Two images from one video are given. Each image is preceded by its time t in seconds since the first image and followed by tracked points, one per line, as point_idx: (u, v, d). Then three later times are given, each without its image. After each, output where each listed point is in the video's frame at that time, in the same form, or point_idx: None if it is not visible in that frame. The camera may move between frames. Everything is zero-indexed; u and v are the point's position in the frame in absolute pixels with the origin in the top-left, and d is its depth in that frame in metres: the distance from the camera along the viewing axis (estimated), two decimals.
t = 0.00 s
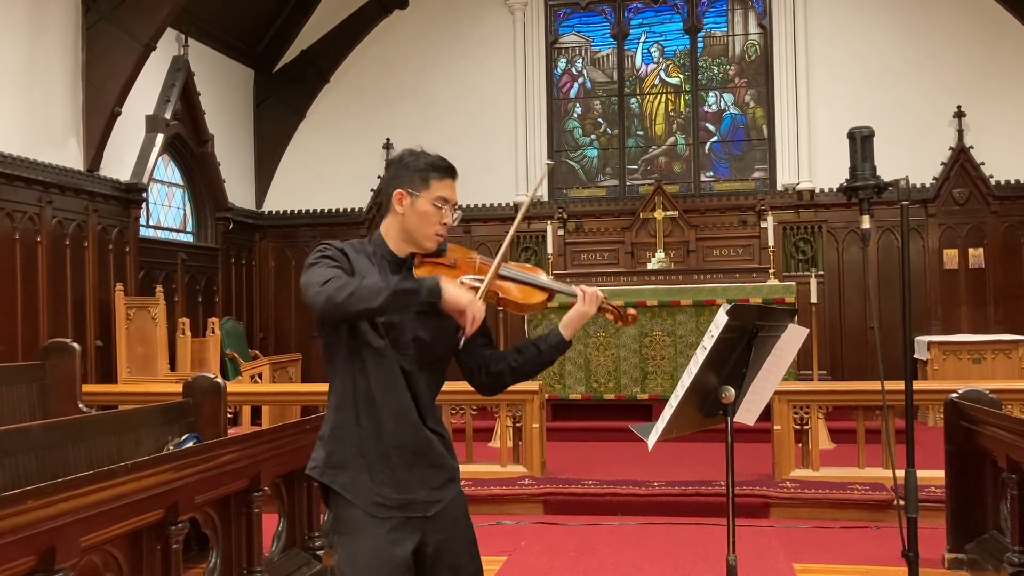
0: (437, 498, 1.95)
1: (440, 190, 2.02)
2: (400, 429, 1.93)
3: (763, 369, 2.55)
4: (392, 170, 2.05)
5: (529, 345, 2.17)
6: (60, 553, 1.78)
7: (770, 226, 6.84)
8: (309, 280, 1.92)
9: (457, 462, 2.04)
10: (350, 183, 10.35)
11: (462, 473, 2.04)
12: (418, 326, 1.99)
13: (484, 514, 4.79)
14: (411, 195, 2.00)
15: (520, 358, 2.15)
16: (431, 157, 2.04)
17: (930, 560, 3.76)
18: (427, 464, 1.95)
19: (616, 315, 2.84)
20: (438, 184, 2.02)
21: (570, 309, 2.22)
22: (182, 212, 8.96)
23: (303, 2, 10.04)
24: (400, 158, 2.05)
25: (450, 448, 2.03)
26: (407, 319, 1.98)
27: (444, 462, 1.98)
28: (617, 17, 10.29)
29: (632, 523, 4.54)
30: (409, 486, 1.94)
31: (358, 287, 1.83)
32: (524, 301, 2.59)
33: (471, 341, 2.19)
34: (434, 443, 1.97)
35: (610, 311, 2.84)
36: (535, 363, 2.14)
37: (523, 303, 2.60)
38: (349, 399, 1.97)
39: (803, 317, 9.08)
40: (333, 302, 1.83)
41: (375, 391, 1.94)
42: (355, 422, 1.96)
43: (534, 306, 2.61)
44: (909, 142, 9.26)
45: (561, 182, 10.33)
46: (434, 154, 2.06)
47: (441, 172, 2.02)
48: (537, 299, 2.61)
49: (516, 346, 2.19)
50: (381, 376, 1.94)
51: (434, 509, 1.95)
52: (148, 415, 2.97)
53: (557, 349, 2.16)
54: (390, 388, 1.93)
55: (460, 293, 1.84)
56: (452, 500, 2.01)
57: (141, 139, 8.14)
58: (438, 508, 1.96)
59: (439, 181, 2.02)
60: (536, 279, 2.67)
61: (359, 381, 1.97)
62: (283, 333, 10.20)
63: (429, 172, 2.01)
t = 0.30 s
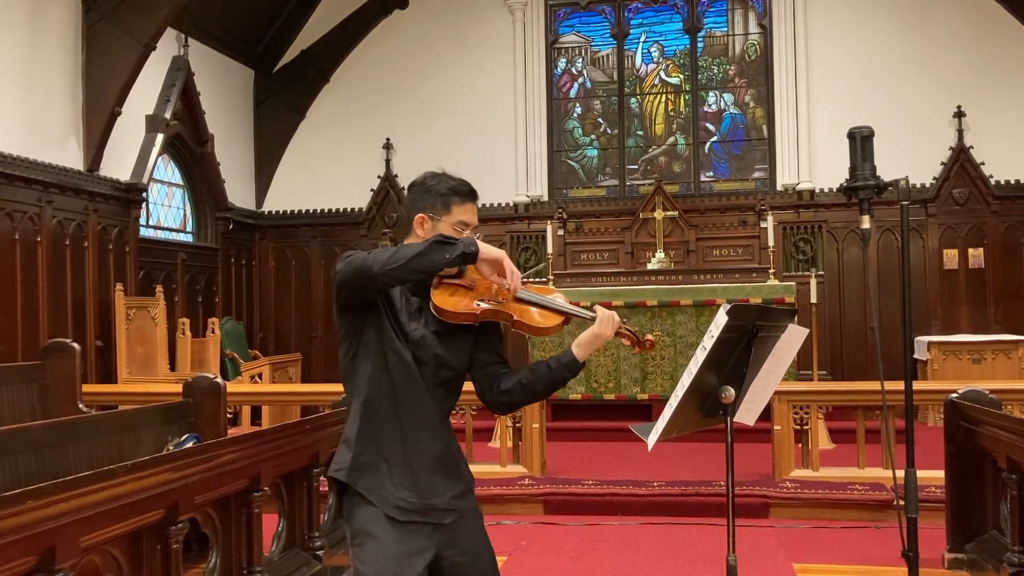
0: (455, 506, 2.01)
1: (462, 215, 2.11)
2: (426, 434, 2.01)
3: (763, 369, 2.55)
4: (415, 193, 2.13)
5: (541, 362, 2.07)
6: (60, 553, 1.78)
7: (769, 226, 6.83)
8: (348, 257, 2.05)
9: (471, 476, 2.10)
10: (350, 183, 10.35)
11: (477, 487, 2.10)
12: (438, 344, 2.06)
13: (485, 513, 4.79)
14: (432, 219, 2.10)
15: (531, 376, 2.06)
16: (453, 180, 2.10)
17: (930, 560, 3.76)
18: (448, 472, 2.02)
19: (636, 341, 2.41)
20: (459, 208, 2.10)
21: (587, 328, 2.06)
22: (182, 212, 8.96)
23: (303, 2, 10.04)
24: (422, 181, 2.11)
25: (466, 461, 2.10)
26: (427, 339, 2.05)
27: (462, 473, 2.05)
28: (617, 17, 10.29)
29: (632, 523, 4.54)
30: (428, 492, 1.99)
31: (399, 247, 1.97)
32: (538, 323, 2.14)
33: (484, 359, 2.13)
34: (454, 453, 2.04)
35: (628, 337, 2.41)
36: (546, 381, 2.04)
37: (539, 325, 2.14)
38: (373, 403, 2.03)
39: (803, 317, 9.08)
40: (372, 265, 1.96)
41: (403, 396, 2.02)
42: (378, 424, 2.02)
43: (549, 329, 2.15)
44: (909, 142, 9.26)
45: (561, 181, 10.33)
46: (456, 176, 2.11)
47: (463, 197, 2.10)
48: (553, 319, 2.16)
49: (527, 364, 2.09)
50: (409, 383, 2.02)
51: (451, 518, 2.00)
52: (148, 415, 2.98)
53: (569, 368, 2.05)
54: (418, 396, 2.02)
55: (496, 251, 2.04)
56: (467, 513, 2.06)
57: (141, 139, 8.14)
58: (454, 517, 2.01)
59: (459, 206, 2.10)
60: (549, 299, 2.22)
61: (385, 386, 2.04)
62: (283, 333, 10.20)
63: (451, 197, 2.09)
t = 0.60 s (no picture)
0: (472, 506, 2.06)
1: (481, 206, 2.13)
2: (442, 436, 2.06)
3: (764, 369, 2.55)
4: (435, 187, 2.17)
5: (562, 351, 2.20)
6: (60, 553, 1.78)
7: (769, 226, 6.83)
8: (353, 281, 2.08)
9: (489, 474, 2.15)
10: (350, 183, 10.35)
11: (494, 485, 2.15)
12: (457, 337, 2.14)
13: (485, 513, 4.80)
14: (453, 210, 2.12)
15: (553, 365, 2.18)
16: (473, 173, 2.14)
17: (930, 560, 3.76)
18: (465, 472, 2.07)
19: (654, 328, 2.72)
20: (479, 199, 2.13)
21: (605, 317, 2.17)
22: (182, 212, 8.96)
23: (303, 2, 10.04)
24: (443, 174, 2.16)
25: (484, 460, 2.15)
26: (447, 331, 2.13)
27: (479, 473, 2.09)
28: (617, 17, 10.29)
29: (632, 523, 4.54)
30: (445, 491, 2.04)
31: (395, 282, 1.98)
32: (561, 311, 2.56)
33: (505, 350, 2.26)
34: (471, 453, 2.09)
35: (646, 324, 2.73)
36: (568, 369, 2.16)
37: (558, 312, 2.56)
38: (391, 405, 2.09)
39: (803, 317, 9.08)
40: (373, 300, 1.98)
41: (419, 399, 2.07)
42: (396, 425, 2.08)
43: (570, 317, 2.56)
44: (909, 142, 9.26)
45: (561, 182, 10.33)
46: (476, 170, 2.16)
47: (483, 188, 2.14)
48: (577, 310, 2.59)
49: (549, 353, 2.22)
50: (424, 386, 2.07)
51: (469, 516, 2.06)
52: (149, 415, 2.98)
53: (590, 354, 2.17)
54: (434, 397, 2.07)
55: (497, 287, 1.99)
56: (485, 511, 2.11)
57: (141, 139, 8.14)
58: (471, 515, 2.06)
59: (480, 197, 2.13)
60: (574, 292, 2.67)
61: (402, 388, 2.10)
62: (283, 333, 10.20)
63: (471, 188, 2.13)
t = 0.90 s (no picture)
0: (479, 492, 2.04)
1: (487, 182, 2.12)
2: (451, 421, 2.05)
3: (763, 369, 2.55)
4: (441, 168, 2.16)
5: (582, 321, 2.19)
6: (60, 553, 1.78)
7: (769, 226, 6.83)
8: (360, 282, 2.06)
9: (502, 459, 2.13)
10: (350, 183, 10.35)
11: (505, 471, 2.12)
12: (471, 316, 2.10)
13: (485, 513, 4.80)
14: (461, 188, 2.11)
15: (573, 334, 2.17)
16: (477, 153, 2.14)
17: (930, 560, 3.76)
18: (474, 458, 2.05)
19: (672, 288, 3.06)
20: (485, 176, 2.12)
21: (619, 281, 2.16)
22: (182, 212, 8.96)
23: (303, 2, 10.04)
24: (448, 156, 2.16)
25: (496, 444, 2.12)
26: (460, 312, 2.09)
27: (489, 459, 2.07)
28: (617, 17, 10.29)
29: (632, 523, 4.54)
30: (453, 478, 2.03)
31: (395, 293, 1.94)
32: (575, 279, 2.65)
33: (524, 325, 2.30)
34: (481, 439, 2.06)
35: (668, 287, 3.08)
36: (589, 337, 2.16)
37: (573, 281, 2.65)
38: (402, 391, 2.09)
39: (803, 317, 9.08)
40: (375, 310, 1.96)
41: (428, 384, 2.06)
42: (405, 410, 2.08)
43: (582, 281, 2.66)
44: (909, 142, 9.26)
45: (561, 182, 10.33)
46: (479, 149, 2.15)
47: (488, 165, 2.13)
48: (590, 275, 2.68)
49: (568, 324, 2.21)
50: (434, 371, 2.06)
51: (476, 503, 2.04)
52: (149, 415, 2.98)
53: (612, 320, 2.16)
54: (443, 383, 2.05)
55: (502, 299, 1.93)
56: (493, 497, 2.09)
57: (141, 139, 8.14)
58: (478, 502, 2.04)
59: (485, 175, 2.12)
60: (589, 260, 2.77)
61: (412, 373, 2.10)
62: (283, 333, 10.20)
63: (477, 166, 2.12)
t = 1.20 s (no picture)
0: (480, 482, 2.04)
1: (490, 180, 2.11)
2: (454, 410, 2.05)
3: (764, 369, 2.55)
4: (445, 161, 2.16)
5: (582, 317, 2.15)
6: (60, 553, 1.78)
7: (769, 226, 6.82)
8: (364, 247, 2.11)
9: (502, 452, 2.13)
10: (350, 183, 10.35)
11: (506, 463, 2.12)
12: (477, 311, 2.11)
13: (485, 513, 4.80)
14: (462, 185, 2.12)
15: (574, 331, 2.14)
16: (482, 148, 2.12)
17: (930, 560, 3.76)
18: (474, 449, 2.05)
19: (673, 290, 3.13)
20: (487, 173, 2.11)
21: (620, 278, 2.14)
22: (182, 212, 8.96)
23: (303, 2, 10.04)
24: (452, 150, 2.15)
25: (497, 437, 2.12)
26: (467, 306, 2.10)
27: (489, 450, 2.06)
28: (617, 17, 10.29)
29: (632, 523, 4.54)
30: (454, 467, 2.02)
31: (390, 246, 2.00)
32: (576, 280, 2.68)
33: (525, 321, 2.24)
34: (483, 430, 2.06)
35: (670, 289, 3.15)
36: (588, 335, 2.12)
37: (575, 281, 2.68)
38: (404, 380, 2.10)
39: (803, 317, 9.08)
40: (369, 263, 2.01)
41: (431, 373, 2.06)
42: (409, 398, 2.09)
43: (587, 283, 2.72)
44: (909, 142, 9.26)
45: (561, 182, 10.33)
46: (485, 144, 2.14)
47: (491, 162, 2.11)
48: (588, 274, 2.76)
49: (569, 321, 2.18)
50: (437, 361, 2.06)
51: (476, 493, 2.04)
52: (149, 415, 2.99)
53: (612, 317, 2.13)
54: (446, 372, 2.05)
55: (496, 252, 1.94)
56: (492, 489, 2.09)
57: (141, 139, 8.14)
58: (478, 492, 2.04)
59: (489, 170, 2.11)
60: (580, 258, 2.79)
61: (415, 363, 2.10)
62: (283, 333, 10.19)
63: (479, 162, 2.10)
